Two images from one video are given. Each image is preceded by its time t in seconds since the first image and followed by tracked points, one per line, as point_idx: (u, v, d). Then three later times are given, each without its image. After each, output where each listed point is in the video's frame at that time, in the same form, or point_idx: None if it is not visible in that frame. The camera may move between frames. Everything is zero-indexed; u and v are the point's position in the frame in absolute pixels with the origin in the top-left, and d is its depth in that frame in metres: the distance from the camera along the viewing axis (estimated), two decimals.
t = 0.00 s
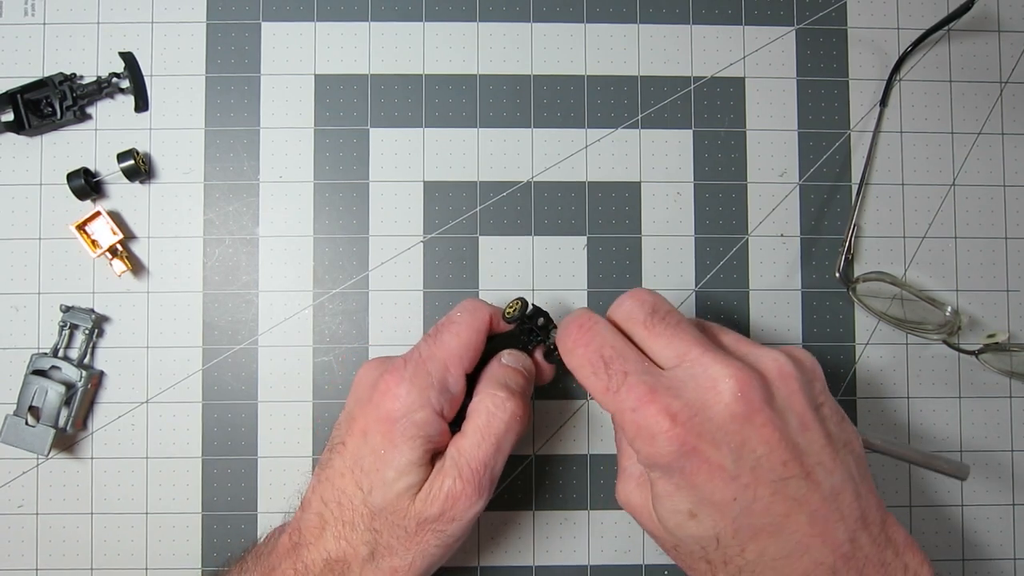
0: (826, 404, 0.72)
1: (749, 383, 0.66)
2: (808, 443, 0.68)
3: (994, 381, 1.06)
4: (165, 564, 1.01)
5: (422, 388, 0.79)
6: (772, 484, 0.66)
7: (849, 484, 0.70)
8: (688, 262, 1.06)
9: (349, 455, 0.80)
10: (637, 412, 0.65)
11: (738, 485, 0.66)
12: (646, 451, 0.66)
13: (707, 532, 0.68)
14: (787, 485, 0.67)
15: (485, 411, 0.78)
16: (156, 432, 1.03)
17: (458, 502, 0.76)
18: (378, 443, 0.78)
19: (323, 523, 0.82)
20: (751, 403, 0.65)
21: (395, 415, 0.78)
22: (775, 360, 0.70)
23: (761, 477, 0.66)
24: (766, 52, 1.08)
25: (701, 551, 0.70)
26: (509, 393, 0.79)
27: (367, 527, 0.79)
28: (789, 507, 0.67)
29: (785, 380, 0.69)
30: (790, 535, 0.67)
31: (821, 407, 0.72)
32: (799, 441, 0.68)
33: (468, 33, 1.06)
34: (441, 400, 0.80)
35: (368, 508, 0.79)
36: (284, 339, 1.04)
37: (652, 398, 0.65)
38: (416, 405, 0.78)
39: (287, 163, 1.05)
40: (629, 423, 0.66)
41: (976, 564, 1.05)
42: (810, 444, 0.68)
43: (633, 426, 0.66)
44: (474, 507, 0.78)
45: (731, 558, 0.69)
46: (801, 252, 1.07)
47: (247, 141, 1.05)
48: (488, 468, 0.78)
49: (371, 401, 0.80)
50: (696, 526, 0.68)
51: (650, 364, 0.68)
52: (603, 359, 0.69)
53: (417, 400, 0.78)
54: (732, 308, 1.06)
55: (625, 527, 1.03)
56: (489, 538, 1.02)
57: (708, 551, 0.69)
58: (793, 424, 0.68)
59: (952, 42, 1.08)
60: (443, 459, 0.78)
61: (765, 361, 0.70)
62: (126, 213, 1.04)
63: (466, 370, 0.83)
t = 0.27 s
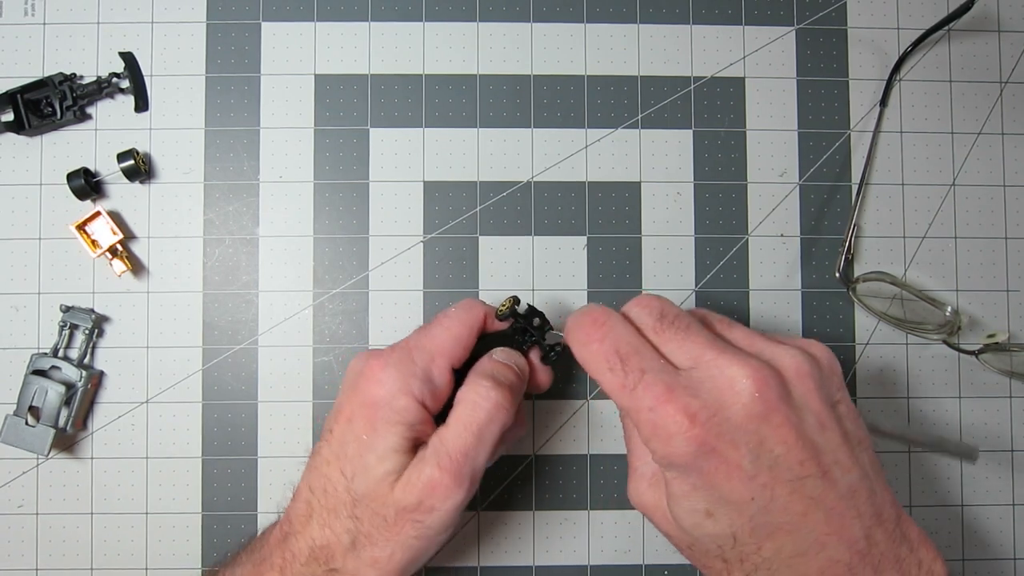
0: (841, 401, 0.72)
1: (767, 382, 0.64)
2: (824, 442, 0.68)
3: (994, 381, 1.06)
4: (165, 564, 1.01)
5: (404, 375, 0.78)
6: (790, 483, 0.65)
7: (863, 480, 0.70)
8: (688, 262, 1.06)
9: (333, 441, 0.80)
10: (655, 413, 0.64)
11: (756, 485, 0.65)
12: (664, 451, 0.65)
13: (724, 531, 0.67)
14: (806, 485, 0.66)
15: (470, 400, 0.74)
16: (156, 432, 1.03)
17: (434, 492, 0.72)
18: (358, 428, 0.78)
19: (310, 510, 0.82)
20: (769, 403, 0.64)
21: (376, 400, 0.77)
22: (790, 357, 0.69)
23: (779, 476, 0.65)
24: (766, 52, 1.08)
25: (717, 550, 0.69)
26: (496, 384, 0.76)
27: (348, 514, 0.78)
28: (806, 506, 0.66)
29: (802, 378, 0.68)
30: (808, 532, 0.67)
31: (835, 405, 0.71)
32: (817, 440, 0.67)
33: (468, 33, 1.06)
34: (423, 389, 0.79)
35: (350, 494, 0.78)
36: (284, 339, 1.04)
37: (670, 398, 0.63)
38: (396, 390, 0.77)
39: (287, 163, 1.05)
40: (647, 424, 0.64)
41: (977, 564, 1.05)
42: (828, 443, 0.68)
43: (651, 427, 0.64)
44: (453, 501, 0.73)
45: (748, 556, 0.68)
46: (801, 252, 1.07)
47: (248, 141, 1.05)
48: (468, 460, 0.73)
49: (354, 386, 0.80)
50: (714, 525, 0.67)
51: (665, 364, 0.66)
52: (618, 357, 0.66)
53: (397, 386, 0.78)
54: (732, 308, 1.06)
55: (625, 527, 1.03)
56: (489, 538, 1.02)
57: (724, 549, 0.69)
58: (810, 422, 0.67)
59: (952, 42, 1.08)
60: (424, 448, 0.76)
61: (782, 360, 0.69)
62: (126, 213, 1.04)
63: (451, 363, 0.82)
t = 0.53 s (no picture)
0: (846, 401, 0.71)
1: (770, 385, 0.63)
2: (830, 443, 0.67)
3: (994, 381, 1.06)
4: (165, 564, 1.01)
5: (395, 364, 0.78)
6: (795, 485, 0.65)
7: (870, 480, 0.69)
8: (688, 262, 1.06)
9: (322, 424, 0.81)
10: (656, 421, 0.64)
11: (761, 489, 0.65)
12: (667, 457, 0.65)
13: (730, 534, 0.68)
14: (812, 487, 0.66)
15: (461, 395, 0.73)
16: (155, 432, 1.03)
17: (413, 482, 0.72)
18: (347, 412, 0.78)
19: (297, 492, 0.83)
20: (772, 406, 0.63)
21: (365, 387, 0.78)
22: (793, 358, 0.67)
23: (784, 478, 0.65)
24: (766, 52, 1.08)
25: (724, 552, 0.70)
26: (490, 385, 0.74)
27: (329, 498, 0.79)
28: (812, 507, 0.66)
29: (805, 379, 0.67)
30: (815, 534, 0.67)
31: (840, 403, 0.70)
32: (822, 441, 0.66)
33: (468, 33, 1.06)
34: (413, 380, 0.78)
35: (332, 479, 0.78)
36: (284, 339, 1.04)
37: (671, 405, 0.63)
38: (385, 378, 0.77)
39: (287, 163, 1.05)
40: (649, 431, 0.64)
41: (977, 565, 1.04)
42: (832, 443, 0.67)
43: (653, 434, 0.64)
44: (429, 494, 0.72)
45: (755, 559, 0.69)
46: (801, 252, 1.07)
47: (248, 141, 1.05)
48: (450, 455, 0.72)
49: (347, 371, 0.80)
50: (720, 528, 0.67)
51: (664, 369, 0.66)
52: (615, 366, 0.66)
53: (387, 374, 0.77)
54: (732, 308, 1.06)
55: (625, 527, 1.03)
56: (489, 538, 1.02)
57: (731, 552, 0.69)
58: (815, 423, 0.66)
59: (952, 42, 1.08)
60: (409, 437, 0.76)
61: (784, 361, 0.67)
62: (126, 213, 1.04)
63: (445, 360, 0.82)
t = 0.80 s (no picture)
0: (851, 378, 0.70)
1: (776, 363, 0.62)
2: (841, 418, 0.66)
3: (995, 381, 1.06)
4: (165, 564, 1.01)
5: (403, 363, 0.79)
6: (813, 465, 0.63)
7: (883, 455, 0.68)
8: (688, 262, 1.06)
9: (324, 414, 0.81)
10: (671, 410, 0.61)
11: (781, 470, 0.62)
12: (684, 450, 0.62)
13: (754, 524, 0.65)
14: (830, 466, 0.64)
15: (464, 400, 0.73)
16: (155, 432, 1.03)
17: (403, 480, 0.71)
18: (349, 404, 0.78)
19: (290, 480, 0.83)
20: (781, 383, 0.62)
21: (371, 381, 0.78)
22: (792, 338, 0.67)
23: (801, 458, 0.63)
24: (766, 52, 1.08)
25: (751, 545, 0.67)
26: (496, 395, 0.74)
27: (322, 489, 0.78)
28: (832, 486, 0.64)
29: (808, 357, 0.67)
30: (838, 514, 0.65)
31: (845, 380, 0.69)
32: (833, 417, 0.65)
33: (468, 33, 1.06)
34: (418, 381, 0.79)
35: (327, 470, 0.78)
36: (284, 339, 1.04)
37: (684, 392, 0.61)
38: (392, 375, 0.78)
39: (287, 163, 1.05)
40: (665, 422, 0.62)
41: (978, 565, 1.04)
42: (843, 419, 0.66)
43: (669, 425, 0.62)
44: (419, 494, 0.72)
45: (781, 546, 0.66)
46: (801, 252, 1.07)
47: (247, 141, 1.05)
48: (444, 457, 0.72)
49: (355, 364, 0.81)
50: (744, 519, 0.65)
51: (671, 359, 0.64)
52: (624, 357, 0.64)
53: (395, 372, 0.79)
54: (732, 308, 1.06)
55: (625, 528, 1.03)
56: (489, 538, 1.02)
57: (757, 543, 0.66)
58: (824, 399, 0.65)
59: (952, 42, 1.08)
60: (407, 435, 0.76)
61: (786, 341, 0.67)
62: (126, 213, 1.04)
63: (451, 368, 0.83)
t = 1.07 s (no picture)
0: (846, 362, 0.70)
1: (775, 347, 0.63)
2: (843, 399, 0.66)
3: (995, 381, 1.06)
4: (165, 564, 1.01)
5: (407, 360, 0.81)
6: (824, 447, 0.63)
7: (886, 433, 0.68)
8: (688, 262, 1.06)
9: (323, 399, 0.82)
10: (681, 404, 0.60)
11: (794, 454, 0.62)
12: (698, 444, 0.61)
13: (775, 517, 0.63)
14: (841, 448, 0.64)
15: (459, 401, 0.71)
16: (156, 432, 1.03)
17: (383, 471, 0.71)
18: (348, 391, 0.79)
19: (280, 461, 0.84)
20: (783, 367, 0.62)
21: (372, 372, 0.80)
22: (785, 325, 0.68)
23: (812, 441, 0.62)
24: (766, 52, 1.08)
25: (774, 540, 0.65)
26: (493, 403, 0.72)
27: (307, 471, 0.79)
28: (845, 467, 0.63)
29: (804, 342, 0.67)
30: (856, 497, 0.64)
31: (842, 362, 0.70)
32: (835, 397, 0.65)
33: (468, 33, 1.06)
34: (419, 381, 0.80)
35: (314, 453, 0.78)
36: (284, 339, 1.04)
37: (691, 385, 0.61)
38: (394, 370, 0.80)
39: (287, 163, 1.05)
40: (676, 418, 0.61)
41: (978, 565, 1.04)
42: (845, 398, 0.66)
43: (681, 421, 0.61)
44: (396, 487, 0.71)
45: (804, 536, 0.65)
46: (801, 252, 1.07)
47: (247, 141, 1.05)
48: (427, 454, 0.70)
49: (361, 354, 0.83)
50: (765, 513, 0.63)
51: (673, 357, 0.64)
52: (629, 357, 0.63)
53: (398, 368, 0.80)
54: (732, 308, 1.06)
55: (625, 528, 1.03)
56: (489, 538, 1.02)
57: (780, 537, 0.65)
58: (825, 381, 0.65)
59: (952, 42, 1.08)
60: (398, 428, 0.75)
61: (782, 329, 0.67)
62: (126, 213, 1.04)
63: (453, 375, 0.84)
